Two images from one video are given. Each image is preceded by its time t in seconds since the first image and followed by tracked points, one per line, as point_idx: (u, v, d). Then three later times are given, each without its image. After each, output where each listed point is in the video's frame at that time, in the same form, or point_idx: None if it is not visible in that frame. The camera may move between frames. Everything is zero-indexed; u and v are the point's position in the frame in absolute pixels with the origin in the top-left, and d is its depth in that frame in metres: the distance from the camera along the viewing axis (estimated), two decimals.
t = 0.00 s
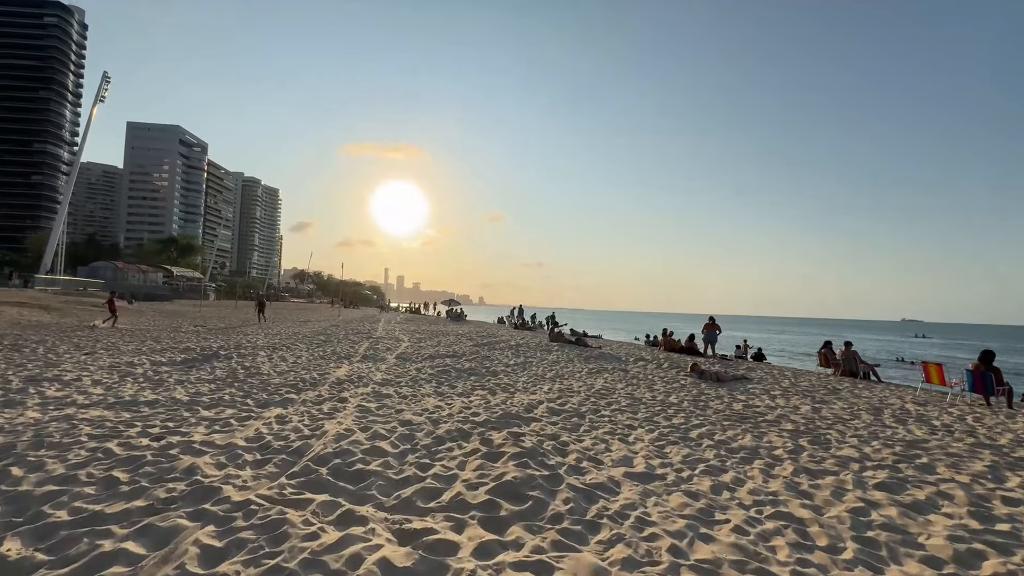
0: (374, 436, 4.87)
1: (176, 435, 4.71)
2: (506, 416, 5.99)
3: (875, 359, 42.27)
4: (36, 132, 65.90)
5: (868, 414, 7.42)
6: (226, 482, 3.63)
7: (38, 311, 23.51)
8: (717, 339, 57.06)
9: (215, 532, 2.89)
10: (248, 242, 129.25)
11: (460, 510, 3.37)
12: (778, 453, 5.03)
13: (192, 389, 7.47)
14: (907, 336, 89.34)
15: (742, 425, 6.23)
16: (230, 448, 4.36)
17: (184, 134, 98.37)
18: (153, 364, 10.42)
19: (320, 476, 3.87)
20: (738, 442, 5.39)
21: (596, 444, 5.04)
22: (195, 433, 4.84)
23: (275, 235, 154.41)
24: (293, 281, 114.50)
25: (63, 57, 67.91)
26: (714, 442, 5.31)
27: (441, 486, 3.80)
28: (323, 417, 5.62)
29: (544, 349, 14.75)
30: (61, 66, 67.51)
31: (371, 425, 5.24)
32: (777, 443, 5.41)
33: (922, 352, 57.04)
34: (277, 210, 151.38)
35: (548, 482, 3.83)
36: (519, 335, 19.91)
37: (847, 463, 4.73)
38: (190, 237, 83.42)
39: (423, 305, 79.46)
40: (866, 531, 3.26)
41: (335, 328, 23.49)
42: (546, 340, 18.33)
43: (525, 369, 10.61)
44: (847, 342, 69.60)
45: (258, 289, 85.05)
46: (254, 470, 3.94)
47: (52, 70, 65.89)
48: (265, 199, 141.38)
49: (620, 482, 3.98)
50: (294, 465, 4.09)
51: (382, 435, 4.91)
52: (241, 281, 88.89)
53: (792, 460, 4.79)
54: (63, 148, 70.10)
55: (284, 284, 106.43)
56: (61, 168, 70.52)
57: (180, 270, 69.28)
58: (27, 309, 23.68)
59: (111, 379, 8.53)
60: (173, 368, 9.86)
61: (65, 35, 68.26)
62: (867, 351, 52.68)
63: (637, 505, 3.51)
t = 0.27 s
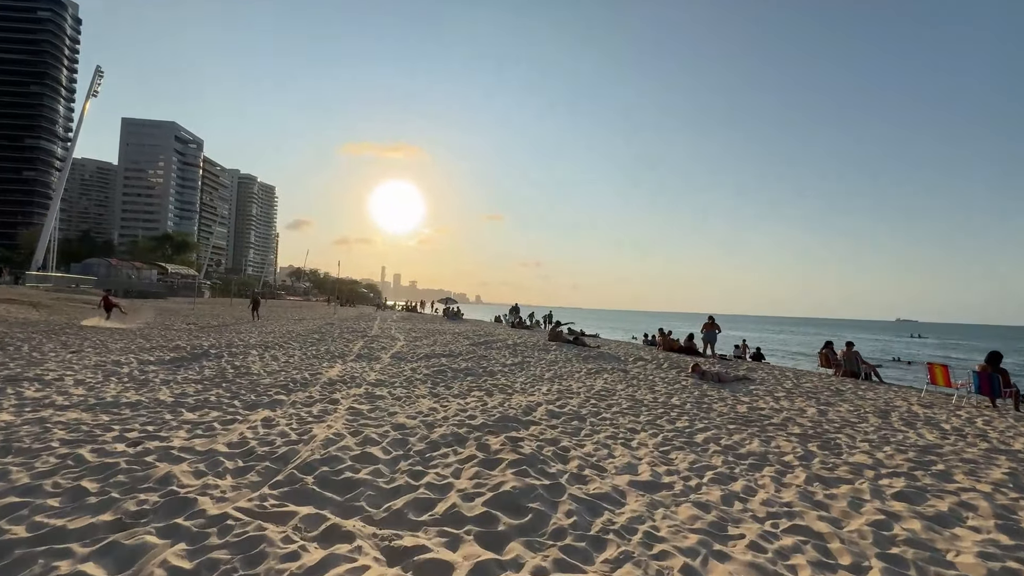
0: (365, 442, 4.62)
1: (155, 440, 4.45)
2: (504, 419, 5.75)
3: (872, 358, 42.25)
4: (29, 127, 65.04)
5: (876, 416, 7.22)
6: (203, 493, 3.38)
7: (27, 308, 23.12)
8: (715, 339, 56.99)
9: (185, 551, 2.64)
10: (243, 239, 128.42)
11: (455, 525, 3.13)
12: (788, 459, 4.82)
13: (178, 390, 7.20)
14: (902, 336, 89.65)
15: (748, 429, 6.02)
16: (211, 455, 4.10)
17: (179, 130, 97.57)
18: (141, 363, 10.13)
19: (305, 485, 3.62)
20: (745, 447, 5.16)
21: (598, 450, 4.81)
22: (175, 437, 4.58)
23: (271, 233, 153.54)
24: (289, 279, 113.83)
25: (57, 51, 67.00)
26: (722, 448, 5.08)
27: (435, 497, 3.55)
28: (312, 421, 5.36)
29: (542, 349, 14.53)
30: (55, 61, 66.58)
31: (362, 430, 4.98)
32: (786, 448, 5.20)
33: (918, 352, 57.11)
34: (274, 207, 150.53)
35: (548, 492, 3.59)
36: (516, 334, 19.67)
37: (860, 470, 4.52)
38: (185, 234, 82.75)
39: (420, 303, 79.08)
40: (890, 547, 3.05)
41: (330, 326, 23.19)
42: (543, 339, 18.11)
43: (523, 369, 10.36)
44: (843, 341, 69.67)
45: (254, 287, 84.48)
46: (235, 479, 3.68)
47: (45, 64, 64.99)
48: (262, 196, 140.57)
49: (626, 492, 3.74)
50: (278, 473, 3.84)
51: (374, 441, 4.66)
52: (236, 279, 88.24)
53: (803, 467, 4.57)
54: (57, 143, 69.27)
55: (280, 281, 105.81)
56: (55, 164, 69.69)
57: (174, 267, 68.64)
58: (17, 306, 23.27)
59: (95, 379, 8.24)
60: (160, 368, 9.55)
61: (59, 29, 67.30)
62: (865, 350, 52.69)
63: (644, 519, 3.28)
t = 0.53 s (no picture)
0: (353, 449, 4.34)
1: (126, 447, 4.14)
2: (501, 423, 5.45)
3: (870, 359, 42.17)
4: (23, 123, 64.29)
5: (886, 420, 6.97)
6: (170, 508, 3.08)
7: (17, 305, 22.73)
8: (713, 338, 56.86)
9: None
10: (240, 237, 127.65)
11: (447, 545, 2.84)
12: (801, 467, 4.55)
13: (160, 391, 6.88)
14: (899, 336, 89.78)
15: (756, 434, 5.75)
16: (185, 464, 3.80)
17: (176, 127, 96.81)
18: (126, 363, 9.80)
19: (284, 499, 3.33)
20: (756, 454, 4.89)
21: (601, 458, 4.53)
22: (148, 444, 4.27)
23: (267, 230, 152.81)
24: (286, 276, 113.23)
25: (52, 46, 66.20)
26: (731, 455, 4.81)
27: (425, 511, 3.27)
28: (297, 425, 5.06)
29: (540, 348, 14.25)
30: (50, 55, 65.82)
31: (351, 435, 4.70)
32: (798, 455, 4.93)
33: (915, 352, 57.10)
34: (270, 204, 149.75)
35: (549, 506, 3.31)
36: (514, 333, 19.39)
37: (879, 481, 4.26)
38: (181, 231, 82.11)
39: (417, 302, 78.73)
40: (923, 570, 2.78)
41: (325, 325, 22.87)
42: (542, 338, 17.83)
43: (521, 370, 10.08)
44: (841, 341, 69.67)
45: (250, 284, 83.94)
46: (208, 492, 3.39)
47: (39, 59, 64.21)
48: (258, 193, 139.82)
49: (631, 506, 3.47)
50: (256, 485, 3.54)
51: (362, 448, 4.37)
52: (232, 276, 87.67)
53: (818, 476, 4.30)
54: (51, 139, 68.49)
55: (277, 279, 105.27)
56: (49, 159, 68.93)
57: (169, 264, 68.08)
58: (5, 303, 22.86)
59: (75, 379, 7.92)
60: (144, 367, 9.22)
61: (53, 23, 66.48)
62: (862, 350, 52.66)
63: (654, 537, 3.00)
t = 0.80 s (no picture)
0: (345, 462, 4.10)
1: (103, 459, 3.90)
2: (501, 433, 5.21)
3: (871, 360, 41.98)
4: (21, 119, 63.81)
5: (900, 428, 6.74)
6: (143, 532, 2.83)
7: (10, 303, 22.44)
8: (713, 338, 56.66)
9: None
10: (238, 234, 127.20)
11: (444, 574, 2.60)
12: (819, 482, 4.31)
13: (148, 395, 6.63)
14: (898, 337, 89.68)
15: (768, 444, 5.51)
16: (165, 480, 3.55)
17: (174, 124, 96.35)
18: (115, 364, 9.54)
19: (269, 519, 3.09)
20: (770, 467, 4.65)
21: (607, 471, 4.30)
22: (128, 456, 4.02)
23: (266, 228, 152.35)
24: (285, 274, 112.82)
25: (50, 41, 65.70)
26: (744, 468, 4.57)
27: (421, 534, 3.02)
28: (287, 434, 4.81)
29: (541, 350, 14.00)
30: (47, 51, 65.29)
31: (343, 446, 4.46)
32: (813, 468, 4.70)
33: (916, 353, 56.88)
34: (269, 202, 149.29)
35: (554, 528, 3.07)
36: (514, 334, 19.14)
37: (902, 498, 4.02)
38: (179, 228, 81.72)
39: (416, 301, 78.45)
40: None
41: (323, 324, 22.61)
42: (542, 339, 17.60)
43: (521, 373, 9.84)
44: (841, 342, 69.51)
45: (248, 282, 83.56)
46: (187, 512, 3.14)
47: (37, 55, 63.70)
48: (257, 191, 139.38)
49: (642, 528, 3.23)
50: (239, 504, 3.30)
51: (354, 461, 4.12)
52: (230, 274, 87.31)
53: (838, 492, 4.07)
54: (49, 135, 68.03)
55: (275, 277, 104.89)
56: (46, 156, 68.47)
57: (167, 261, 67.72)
58: None
59: (61, 382, 7.66)
60: (134, 369, 8.96)
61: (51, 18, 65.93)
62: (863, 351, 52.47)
63: (669, 565, 2.76)
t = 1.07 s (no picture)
0: (342, 468, 3.84)
1: (83, 463, 3.66)
2: (506, 435, 4.96)
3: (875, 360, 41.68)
4: (22, 115, 63.43)
5: (919, 432, 6.49)
6: (118, 547, 2.58)
7: (7, 299, 22.21)
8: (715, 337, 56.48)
9: None
10: (239, 232, 126.98)
11: None
12: (845, 490, 4.06)
13: (139, 394, 6.40)
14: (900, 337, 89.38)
15: (785, 447, 5.26)
16: (146, 487, 3.29)
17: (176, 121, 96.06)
18: (109, 362, 9.30)
19: (257, 532, 2.84)
20: (792, 474, 4.39)
21: (620, 477, 4.05)
22: (110, 459, 3.77)
23: (267, 226, 152.13)
24: (286, 272, 112.65)
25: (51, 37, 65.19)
26: (764, 475, 4.31)
27: (423, 548, 2.77)
28: (282, 437, 4.57)
29: (543, 348, 13.75)
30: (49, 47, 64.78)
31: (340, 450, 4.20)
32: (836, 475, 4.44)
33: (919, 353, 56.58)
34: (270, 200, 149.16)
35: (567, 542, 2.83)
36: (516, 333, 18.87)
37: (936, 509, 3.76)
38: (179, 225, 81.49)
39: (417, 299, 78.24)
40: None
41: (322, 322, 22.37)
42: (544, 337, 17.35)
43: (525, 372, 9.58)
44: (843, 341, 69.25)
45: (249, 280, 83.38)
46: (168, 524, 2.89)
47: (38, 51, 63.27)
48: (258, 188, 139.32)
49: (663, 542, 2.97)
50: (226, 513, 3.06)
51: (351, 466, 3.87)
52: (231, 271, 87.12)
53: (867, 502, 3.81)
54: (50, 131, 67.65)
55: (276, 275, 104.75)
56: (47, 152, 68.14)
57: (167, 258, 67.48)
58: None
59: (51, 379, 7.43)
60: (127, 367, 8.71)
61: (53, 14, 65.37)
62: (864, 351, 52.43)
63: None
